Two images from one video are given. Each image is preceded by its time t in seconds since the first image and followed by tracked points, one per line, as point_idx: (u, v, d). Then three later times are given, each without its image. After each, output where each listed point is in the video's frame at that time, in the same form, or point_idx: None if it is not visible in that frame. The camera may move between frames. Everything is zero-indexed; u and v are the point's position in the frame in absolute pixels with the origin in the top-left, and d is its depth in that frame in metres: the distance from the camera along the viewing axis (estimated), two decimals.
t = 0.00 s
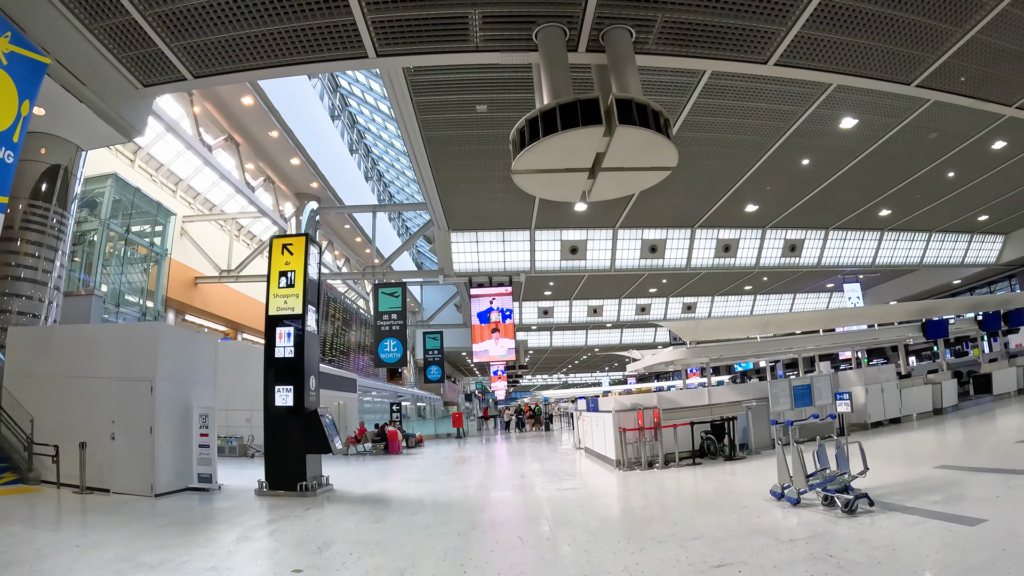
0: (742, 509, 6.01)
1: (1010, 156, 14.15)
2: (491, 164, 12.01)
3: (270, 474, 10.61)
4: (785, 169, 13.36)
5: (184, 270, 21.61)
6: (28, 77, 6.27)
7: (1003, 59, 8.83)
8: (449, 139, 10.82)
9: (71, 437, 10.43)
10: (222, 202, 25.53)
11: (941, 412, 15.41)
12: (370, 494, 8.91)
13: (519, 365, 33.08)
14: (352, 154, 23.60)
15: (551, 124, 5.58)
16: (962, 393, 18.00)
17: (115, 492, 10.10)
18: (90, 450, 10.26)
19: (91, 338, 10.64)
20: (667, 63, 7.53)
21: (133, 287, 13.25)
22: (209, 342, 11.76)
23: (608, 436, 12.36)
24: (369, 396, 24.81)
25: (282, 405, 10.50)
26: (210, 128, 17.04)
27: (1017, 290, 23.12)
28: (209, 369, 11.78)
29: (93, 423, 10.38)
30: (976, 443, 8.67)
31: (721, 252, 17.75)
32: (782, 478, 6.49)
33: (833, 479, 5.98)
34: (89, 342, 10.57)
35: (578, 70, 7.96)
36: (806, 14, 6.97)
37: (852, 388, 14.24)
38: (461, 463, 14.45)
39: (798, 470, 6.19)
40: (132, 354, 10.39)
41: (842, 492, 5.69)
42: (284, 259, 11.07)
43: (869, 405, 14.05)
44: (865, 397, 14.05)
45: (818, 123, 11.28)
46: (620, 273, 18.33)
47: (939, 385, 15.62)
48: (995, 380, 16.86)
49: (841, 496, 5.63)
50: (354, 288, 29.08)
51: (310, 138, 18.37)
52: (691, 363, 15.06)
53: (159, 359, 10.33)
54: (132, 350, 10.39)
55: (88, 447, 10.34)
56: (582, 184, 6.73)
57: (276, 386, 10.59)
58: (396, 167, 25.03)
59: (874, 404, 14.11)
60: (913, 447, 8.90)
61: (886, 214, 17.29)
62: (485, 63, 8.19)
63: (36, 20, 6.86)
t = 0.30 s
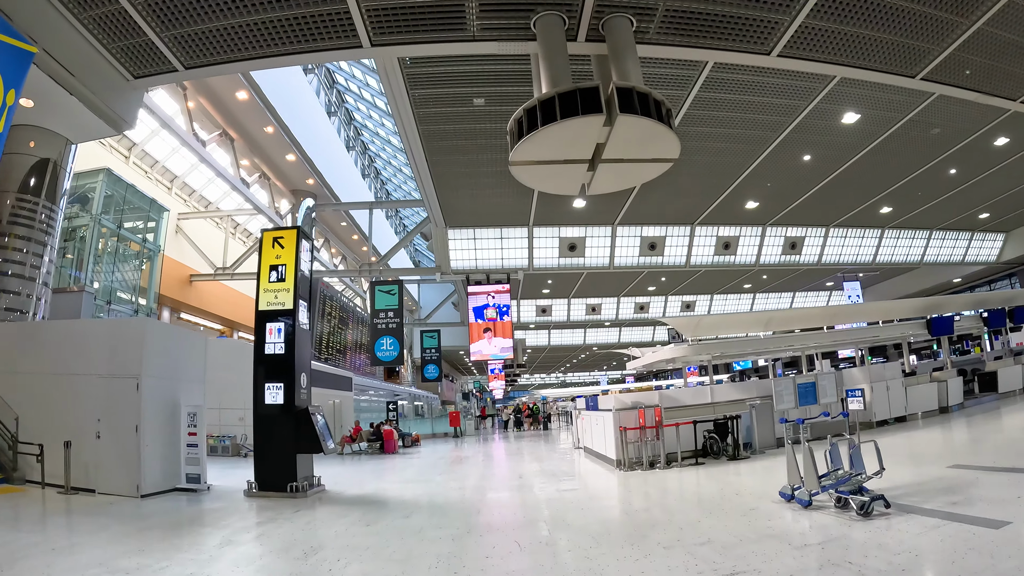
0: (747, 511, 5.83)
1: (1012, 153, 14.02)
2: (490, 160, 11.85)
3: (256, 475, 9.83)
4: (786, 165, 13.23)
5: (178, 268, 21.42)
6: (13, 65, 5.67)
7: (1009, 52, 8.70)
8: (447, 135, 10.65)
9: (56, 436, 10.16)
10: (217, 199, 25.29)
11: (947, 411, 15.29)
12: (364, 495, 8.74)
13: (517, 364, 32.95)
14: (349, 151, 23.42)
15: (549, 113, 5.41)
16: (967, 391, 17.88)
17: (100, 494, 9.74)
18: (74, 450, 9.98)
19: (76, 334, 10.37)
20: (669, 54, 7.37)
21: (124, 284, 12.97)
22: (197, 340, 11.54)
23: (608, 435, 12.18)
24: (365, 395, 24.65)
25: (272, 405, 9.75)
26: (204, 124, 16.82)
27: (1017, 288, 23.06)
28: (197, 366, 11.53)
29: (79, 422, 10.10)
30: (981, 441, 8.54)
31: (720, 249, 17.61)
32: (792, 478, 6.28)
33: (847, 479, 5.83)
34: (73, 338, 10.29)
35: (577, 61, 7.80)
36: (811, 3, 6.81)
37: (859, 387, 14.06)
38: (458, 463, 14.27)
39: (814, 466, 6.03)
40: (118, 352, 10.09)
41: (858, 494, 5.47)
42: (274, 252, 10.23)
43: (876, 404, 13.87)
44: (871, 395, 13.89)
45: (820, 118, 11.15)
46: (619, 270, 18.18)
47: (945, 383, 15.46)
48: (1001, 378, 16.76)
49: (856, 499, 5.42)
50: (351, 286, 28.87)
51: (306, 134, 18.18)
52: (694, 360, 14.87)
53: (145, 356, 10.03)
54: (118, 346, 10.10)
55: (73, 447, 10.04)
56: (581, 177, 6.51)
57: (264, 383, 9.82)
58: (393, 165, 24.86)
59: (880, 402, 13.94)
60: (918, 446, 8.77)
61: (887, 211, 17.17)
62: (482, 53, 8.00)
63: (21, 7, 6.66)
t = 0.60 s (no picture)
0: (751, 518, 5.64)
1: (1015, 151, 13.88)
2: (488, 157, 11.68)
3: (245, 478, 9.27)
4: (788, 163, 13.08)
5: (173, 267, 21.19)
6: None
7: (1015, 47, 8.55)
8: (445, 131, 10.48)
9: (39, 436, 9.80)
10: (213, 197, 25.05)
11: (954, 411, 15.15)
12: (359, 499, 8.53)
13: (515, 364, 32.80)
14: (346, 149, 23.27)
15: (549, 104, 5.22)
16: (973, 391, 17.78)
17: (85, 497, 9.41)
18: (58, 451, 9.63)
19: (60, 330, 9.99)
20: (672, 46, 7.21)
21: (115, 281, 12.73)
22: (187, 338, 11.21)
23: (609, 437, 11.99)
24: (362, 395, 24.44)
25: (262, 405, 9.28)
26: (198, 119, 16.59)
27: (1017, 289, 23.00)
28: (186, 364, 11.13)
29: (63, 422, 9.73)
30: (987, 443, 8.40)
31: (721, 248, 17.44)
32: (805, 483, 6.08)
33: (863, 485, 5.67)
34: (58, 335, 9.96)
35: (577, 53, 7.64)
36: None
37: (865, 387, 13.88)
38: (455, 465, 14.07)
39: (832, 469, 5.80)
40: (104, 349, 9.73)
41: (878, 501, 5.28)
42: (264, 248, 9.73)
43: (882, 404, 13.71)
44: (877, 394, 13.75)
45: (823, 115, 11.00)
46: (618, 270, 18.03)
47: (951, 383, 15.34)
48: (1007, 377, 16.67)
49: (874, 505, 5.24)
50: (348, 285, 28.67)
51: (302, 131, 17.99)
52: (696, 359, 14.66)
53: (131, 354, 9.66)
54: (103, 344, 9.74)
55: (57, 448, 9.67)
56: (581, 171, 6.31)
57: (253, 382, 9.36)
58: (390, 163, 24.70)
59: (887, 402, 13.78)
60: (924, 447, 8.63)
61: (888, 210, 17.05)
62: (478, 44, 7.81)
63: None
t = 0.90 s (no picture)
0: (757, 521, 5.48)
1: (1019, 148, 13.73)
2: (486, 151, 11.51)
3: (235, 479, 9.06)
4: (790, 159, 12.93)
5: (169, 264, 21.03)
6: None
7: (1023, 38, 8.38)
8: (443, 125, 10.31)
9: (24, 434, 9.59)
10: (210, 194, 24.84)
11: (961, 409, 15.07)
12: (354, 500, 8.35)
13: (513, 363, 32.65)
14: (343, 146, 23.09)
15: (549, 91, 5.06)
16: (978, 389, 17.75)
17: (69, 497, 9.20)
18: (44, 449, 9.42)
19: (47, 325, 9.80)
20: (675, 35, 7.05)
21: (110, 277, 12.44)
22: (178, 335, 10.99)
23: (611, 436, 11.79)
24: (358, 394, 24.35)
25: (251, 402, 9.04)
26: (193, 113, 16.38)
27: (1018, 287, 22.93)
28: (175, 361, 10.92)
29: (47, 420, 9.53)
30: (994, 442, 8.27)
31: (721, 245, 17.28)
32: (820, 485, 5.90)
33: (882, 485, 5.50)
34: (44, 330, 9.77)
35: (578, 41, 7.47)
36: None
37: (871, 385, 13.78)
38: (453, 464, 13.93)
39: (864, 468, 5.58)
40: (91, 344, 9.51)
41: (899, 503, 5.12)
42: (255, 240, 9.51)
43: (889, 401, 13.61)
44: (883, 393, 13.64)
45: (826, 110, 10.84)
46: (618, 267, 17.87)
47: (959, 381, 15.19)
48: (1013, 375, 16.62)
49: (895, 508, 5.07)
50: (346, 284, 28.54)
51: (299, 127, 17.80)
52: (697, 357, 14.50)
53: (117, 349, 9.43)
54: (88, 339, 9.53)
55: (42, 446, 9.47)
56: (582, 162, 6.14)
57: (243, 379, 9.12)
58: (388, 160, 24.55)
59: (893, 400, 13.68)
60: (931, 447, 8.49)
61: (890, 207, 16.91)
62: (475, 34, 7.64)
63: None
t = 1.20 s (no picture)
0: (763, 527, 5.30)
1: None
2: (485, 147, 11.33)
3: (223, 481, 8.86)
4: (793, 155, 12.76)
5: (165, 261, 20.90)
6: None
7: None
8: (442, 120, 10.13)
9: (8, 434, 9.40)
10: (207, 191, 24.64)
11: (970, 409, 14.99)
12: (350, 503, 8.16)
13: (513, 362, 32.50)
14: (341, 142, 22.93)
15: (550, 79, 4.90)
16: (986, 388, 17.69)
17: (54, 498, 9.02)
18: (28, 449, 9.24)
19: (33, 322, 9.61)
20: (679, 25, 6.90)
21: (102, 274, 12.35)
22: (168, 332, 10.84)
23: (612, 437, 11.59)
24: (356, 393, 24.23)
25: (240, 401, 8.86)
26: (188, 108, 16.19)
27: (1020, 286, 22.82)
28: (164, 360, 10.73)
29: (31, 420, 9.34)
30: (1003, 443, 8.11)
31: (723, 243, 17.14)
32: (836, 489, 5.73)
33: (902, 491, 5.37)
34: (28, 327, 9.60)
35: (580, 30, 7.29)
36: None
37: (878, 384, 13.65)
38: (451, 465, 13.77)
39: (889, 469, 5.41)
40: (77, 341, 9.32)
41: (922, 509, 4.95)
42: (245, 234, 9.33)
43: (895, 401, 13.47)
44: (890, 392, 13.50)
45: (830, 105, 10.67)
46: (618, 265, 17.69)
47: (966, 380, 15.10)
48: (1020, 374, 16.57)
49: (918, 513, 4.90)
50: (344, 282, 28.42)
51: (296, 123, 17.61)
52: (700, 355, 14.35)
53: (103, 347, 9.25)
54: (73, 337, 9.34)
55: (26, 447, 9.28)
56: (584, 155, 5.99)
57: (232, 377, 8.94)
58: (386, 157, 24.39)
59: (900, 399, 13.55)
60: (939, 449, 8.33)
61: (893, 205, 16.76)
62: (473, 23, 7.45)
63: None
